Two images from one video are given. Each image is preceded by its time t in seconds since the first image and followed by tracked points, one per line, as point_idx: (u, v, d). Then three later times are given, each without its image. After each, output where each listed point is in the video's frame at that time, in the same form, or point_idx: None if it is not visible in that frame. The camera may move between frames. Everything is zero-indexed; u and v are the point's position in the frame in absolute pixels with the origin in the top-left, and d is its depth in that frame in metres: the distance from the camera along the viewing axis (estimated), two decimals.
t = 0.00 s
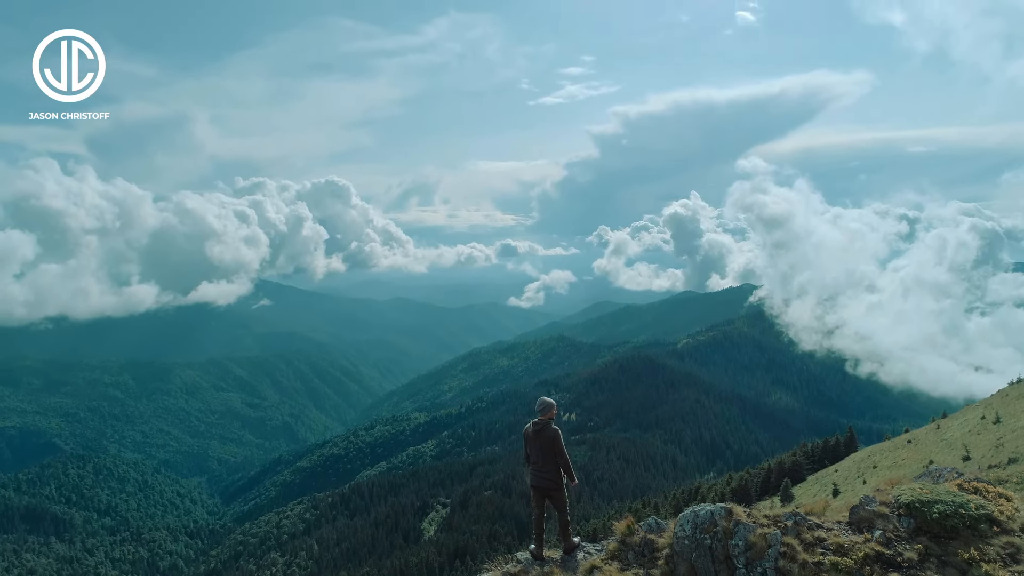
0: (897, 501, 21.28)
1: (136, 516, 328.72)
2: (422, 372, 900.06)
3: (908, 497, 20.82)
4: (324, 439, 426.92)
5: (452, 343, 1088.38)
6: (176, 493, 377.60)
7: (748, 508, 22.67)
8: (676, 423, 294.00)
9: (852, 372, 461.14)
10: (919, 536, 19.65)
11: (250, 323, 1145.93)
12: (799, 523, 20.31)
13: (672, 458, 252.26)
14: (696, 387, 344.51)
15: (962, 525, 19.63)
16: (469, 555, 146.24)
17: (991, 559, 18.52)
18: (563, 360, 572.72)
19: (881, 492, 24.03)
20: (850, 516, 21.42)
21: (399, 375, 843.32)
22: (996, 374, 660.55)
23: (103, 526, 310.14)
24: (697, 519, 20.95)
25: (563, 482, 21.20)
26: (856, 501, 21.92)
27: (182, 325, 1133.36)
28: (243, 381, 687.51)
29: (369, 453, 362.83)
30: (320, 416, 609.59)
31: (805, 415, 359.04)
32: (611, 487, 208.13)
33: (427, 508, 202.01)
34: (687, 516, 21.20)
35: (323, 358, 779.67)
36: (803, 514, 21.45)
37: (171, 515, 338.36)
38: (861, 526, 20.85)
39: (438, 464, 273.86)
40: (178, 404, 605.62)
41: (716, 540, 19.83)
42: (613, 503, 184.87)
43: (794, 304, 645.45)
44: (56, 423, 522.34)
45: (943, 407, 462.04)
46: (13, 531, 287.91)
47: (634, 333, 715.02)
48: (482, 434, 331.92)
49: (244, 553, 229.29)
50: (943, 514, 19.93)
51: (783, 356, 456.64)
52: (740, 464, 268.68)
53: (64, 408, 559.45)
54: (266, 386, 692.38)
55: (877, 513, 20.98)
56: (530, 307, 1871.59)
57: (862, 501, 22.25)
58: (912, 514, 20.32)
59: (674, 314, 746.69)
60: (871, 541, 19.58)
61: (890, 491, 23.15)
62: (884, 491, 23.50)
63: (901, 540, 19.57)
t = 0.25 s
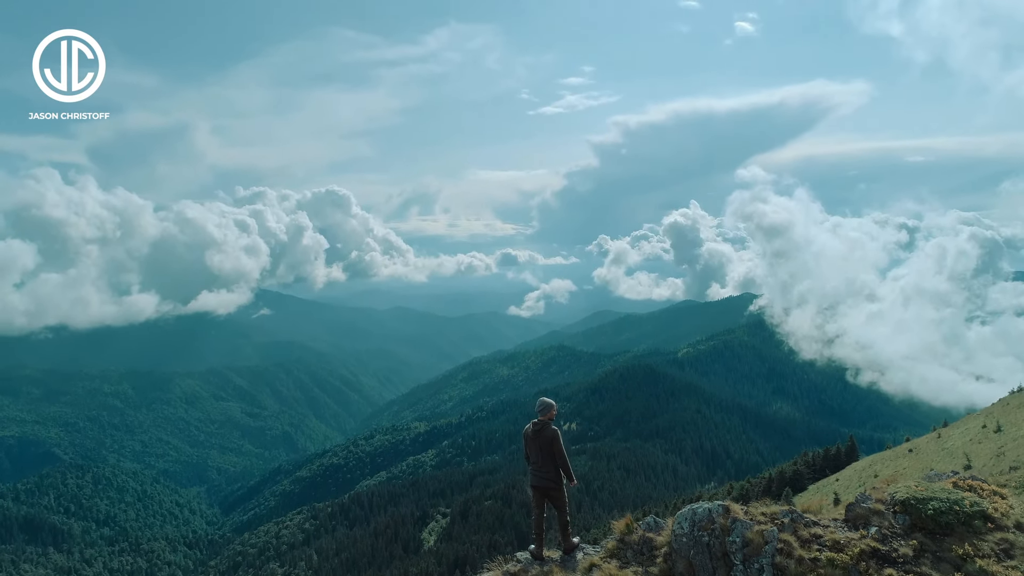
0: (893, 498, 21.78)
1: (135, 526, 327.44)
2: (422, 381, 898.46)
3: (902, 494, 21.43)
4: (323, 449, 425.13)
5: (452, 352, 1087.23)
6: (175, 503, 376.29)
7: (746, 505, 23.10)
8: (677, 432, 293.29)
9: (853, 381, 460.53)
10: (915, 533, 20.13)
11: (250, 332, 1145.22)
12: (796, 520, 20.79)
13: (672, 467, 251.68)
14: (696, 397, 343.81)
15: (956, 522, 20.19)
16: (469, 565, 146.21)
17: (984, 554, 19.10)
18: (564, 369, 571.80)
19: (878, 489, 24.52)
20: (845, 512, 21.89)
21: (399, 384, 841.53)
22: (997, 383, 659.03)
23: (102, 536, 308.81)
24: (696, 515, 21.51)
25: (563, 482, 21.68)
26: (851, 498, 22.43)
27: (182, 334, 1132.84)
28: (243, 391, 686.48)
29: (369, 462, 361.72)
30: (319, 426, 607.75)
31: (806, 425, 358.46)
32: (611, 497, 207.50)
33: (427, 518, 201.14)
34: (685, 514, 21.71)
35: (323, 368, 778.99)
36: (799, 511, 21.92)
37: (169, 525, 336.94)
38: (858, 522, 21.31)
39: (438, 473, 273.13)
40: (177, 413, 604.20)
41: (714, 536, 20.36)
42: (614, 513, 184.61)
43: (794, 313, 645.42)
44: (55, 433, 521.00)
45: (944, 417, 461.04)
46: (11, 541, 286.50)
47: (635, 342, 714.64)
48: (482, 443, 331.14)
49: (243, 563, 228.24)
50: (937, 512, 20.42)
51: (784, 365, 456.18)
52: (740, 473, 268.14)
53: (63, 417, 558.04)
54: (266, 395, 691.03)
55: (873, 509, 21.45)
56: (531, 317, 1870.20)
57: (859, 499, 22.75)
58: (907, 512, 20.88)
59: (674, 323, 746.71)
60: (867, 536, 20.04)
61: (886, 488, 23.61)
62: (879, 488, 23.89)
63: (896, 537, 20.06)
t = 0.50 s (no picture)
0: (888, 496, 22.20)
1: (133, 536, 326.28)
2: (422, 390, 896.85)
3: (900, 492, 21.71)
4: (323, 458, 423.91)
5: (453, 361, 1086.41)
6: (174, 513, 375.11)
7: (743, 504, 23.71)
8: (677, 441, 292.80)
9: (853, 390, 459.77)
10: (909, 530, 20.52)
11: (250, 341, 1144.89)
12: (792, 518, 21.28)
13: (673, 477, 251.09)
14: (697, 406, 343.21)
15: (952, 518, 20.53)
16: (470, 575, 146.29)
17: (979, 548, 19.31)
18: (564, 378, 571.16)
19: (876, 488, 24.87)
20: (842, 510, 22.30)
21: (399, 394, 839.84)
22: (998, 392, 657.42)
23: (100, 546, 307.69)
24: (692, 515, 22.12)
25: (561, 483, 22.37)
26: (848, 497, 22.81)
27: (183, 344, 1132.74)
28: (243, 400, 685.52)
29: (369, 472, 360.76)
30: (319, 436, 606.34)
31: (807, 434, 357.57)
32: (612, 506, 206.86)
33: (427, 528, 200.71)
34: (683, 513, 22.34)
35: (322, 377, 777.62)
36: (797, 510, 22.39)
37: (168, 536, 335.61)
38: (855, 519, 21.74)
39: (438, 483, 272.51)
40: (177, 423, 603.19)
41: (711, 535, 21.00)
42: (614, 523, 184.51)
43: (795, 322, 645.30)
44: (54, 442, 519.67)
45: (945, 426, 459.65)
46: (9, 551, 285.26)
47: (636, 351, 714.35)
48: (483, 453, 330.47)
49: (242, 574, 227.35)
50: (932, 508, 20.77)
51: (784, 374, 455.82)
52: (741, 483, 267.55)
53: (62, 427, 556.94)
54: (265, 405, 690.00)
55: (870, 507, 21.85)
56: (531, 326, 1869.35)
57: (855, 496, 23.19)
58: (903, 509, 21.16)
59: (675, 333, 746.81)
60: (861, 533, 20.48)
61: (882, 486, 24.03)
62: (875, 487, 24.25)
63: (891, 532, 20.41)
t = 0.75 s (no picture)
0: (885, 493, 22.72)
1: (132, 546, 325.04)
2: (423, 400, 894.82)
3: (895, 490, 22.25)
4: (323, 467, 422.54)
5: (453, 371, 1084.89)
6: (173, 523, 373.99)
7: (741, 503, 24.27)
8: (678, 451, 292.26)
9: (854, 400, 458.83)
10: (906, 527, 20.93)
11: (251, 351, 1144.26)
12: (789, 516, 21.86)
13: (673, 486, 250.43)
14: (698, 416, 342.77)
15: (947, 515, 21.02)
16: None
17: (973, 544, 19.86)
18: (565, 387, 570.29)
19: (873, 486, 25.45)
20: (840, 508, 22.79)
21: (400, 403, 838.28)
22: (1000, 402, 655.73)
23: (99, 556, 306.48)
24: (691, 513, 22.80)
25: (562, 483, 23.12)
26: (845, 494, 23.36)
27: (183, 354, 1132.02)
28: (242, 410, 684.46)
29: (369, 482, 359.60)
30: (319, 445, 604.68)
31: (808, 444, 356.47)
32: (613, 516, 206.30)
33: (427, 538, 200.17)
34: (682, 512, 23.01)
35: (323, 386, 775.72)
36: (795, 507, 22.90)
37: (167, 546, 334.20)
38: (852, 516, 22.26)
39: (438, 493, 271.73)
40: (177, 432, 602.15)
41: (711, 531, 21.58)
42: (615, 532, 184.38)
43: (795, 331, 645.09)
44: (54, 452, 518.18)
45: (947, 435, 458.37)
46: (7, 562, 284.10)
47: (637, 360, 713.55)
48: (483, 462, 329.64)
49: None
50: (925, 505, 21.34)
51: (785, 384, 455.34)
52: (742, 492, 266.88)
53: (61, 437, 555.47)
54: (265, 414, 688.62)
55: (866, 505, 22.37)
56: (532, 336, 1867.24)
57: (852, 493, 23.73)
58: (900, 506, 21.63)
59: (675, 342, 746.28)
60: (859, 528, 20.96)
61: (879, 486, 24.58)
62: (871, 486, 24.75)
63: (888, 530, 20.83)
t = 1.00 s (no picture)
0: (881, 491, 23.58)
1: (131, 556, 323.94)
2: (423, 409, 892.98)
3: (891, 488, 23.19)
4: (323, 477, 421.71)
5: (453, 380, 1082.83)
6: (172, 533, 372.69)
7: (739, 501, 25.16)
8: (679, 460, 291.51)
9: (855, 409, 457.95)
10: (902, 523, 21.69)
11: (250, 360, 1142.39)
12: (787, 513, 22.70)
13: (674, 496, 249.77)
14: (698, 425, 342.27)
15: (941, 512, 21.91)
16: None
17: (967, 540, 20.76)
18: (565, 397, 569.16)
19: (869, 485, 26.35)
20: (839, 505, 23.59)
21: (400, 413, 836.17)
22: (1001, 411, 654.22)
23: (97, 567, 305.11)
24: (690, 512, 23.57)
25: (562, 484, 23.90)
26: (841, 492, 24.24)
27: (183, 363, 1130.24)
28: (242, 419, 683.20)
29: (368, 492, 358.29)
30: (318, 455, 603.14)
31: (808, 453, 355.62)
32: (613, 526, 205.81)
33: (427, 548, 199.52)
34: (680, 510, 23.80)
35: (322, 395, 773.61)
36: (792, 505, 23.72)
37: (166, 557, 332.84)
38: (848, 513, 23.08)
39: (438, 502, 270.97)
40: (176, 442, 600.37)
41: (708, 528, 22.35)
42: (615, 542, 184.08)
43: (795, 340, 644.53)
44: (52, 461, 516.27)
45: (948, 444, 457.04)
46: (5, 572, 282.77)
47: (637, 369, 712.71)
48: (483, 472, 328.70)
49: None
50: (921, 502, 22.20)
51: (786, 393, 454.66)
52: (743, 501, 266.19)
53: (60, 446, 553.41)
54: (265, 424, 687.00)
55: (862, 502, 23.21)
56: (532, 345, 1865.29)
57: (848, 492, 24.65)
58: (895, 504, 22.50)
59: (676, 351, 745.61)
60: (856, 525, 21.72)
61: (874, 484, 25.50)
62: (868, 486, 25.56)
63: (884, 526, 21.59)
